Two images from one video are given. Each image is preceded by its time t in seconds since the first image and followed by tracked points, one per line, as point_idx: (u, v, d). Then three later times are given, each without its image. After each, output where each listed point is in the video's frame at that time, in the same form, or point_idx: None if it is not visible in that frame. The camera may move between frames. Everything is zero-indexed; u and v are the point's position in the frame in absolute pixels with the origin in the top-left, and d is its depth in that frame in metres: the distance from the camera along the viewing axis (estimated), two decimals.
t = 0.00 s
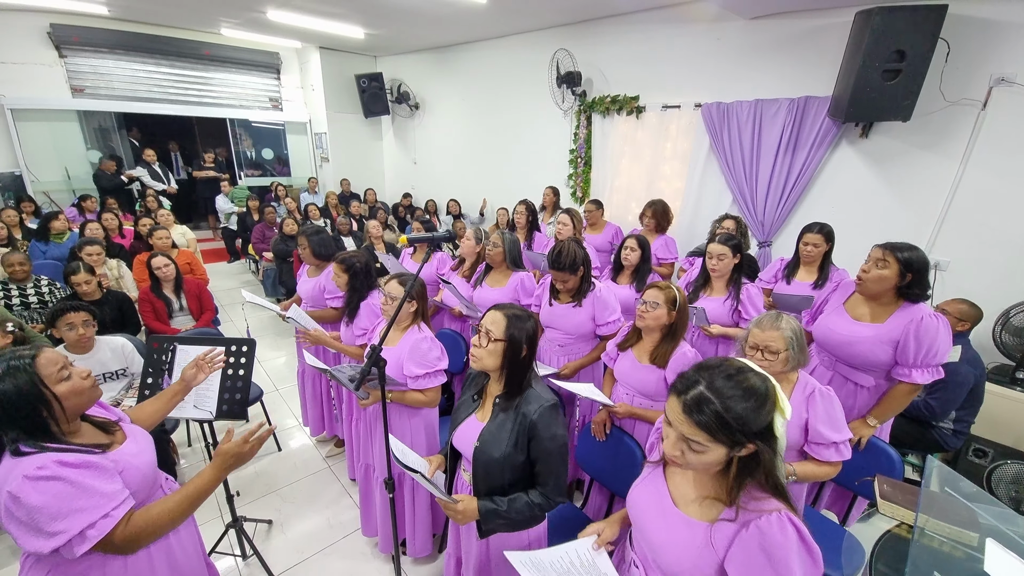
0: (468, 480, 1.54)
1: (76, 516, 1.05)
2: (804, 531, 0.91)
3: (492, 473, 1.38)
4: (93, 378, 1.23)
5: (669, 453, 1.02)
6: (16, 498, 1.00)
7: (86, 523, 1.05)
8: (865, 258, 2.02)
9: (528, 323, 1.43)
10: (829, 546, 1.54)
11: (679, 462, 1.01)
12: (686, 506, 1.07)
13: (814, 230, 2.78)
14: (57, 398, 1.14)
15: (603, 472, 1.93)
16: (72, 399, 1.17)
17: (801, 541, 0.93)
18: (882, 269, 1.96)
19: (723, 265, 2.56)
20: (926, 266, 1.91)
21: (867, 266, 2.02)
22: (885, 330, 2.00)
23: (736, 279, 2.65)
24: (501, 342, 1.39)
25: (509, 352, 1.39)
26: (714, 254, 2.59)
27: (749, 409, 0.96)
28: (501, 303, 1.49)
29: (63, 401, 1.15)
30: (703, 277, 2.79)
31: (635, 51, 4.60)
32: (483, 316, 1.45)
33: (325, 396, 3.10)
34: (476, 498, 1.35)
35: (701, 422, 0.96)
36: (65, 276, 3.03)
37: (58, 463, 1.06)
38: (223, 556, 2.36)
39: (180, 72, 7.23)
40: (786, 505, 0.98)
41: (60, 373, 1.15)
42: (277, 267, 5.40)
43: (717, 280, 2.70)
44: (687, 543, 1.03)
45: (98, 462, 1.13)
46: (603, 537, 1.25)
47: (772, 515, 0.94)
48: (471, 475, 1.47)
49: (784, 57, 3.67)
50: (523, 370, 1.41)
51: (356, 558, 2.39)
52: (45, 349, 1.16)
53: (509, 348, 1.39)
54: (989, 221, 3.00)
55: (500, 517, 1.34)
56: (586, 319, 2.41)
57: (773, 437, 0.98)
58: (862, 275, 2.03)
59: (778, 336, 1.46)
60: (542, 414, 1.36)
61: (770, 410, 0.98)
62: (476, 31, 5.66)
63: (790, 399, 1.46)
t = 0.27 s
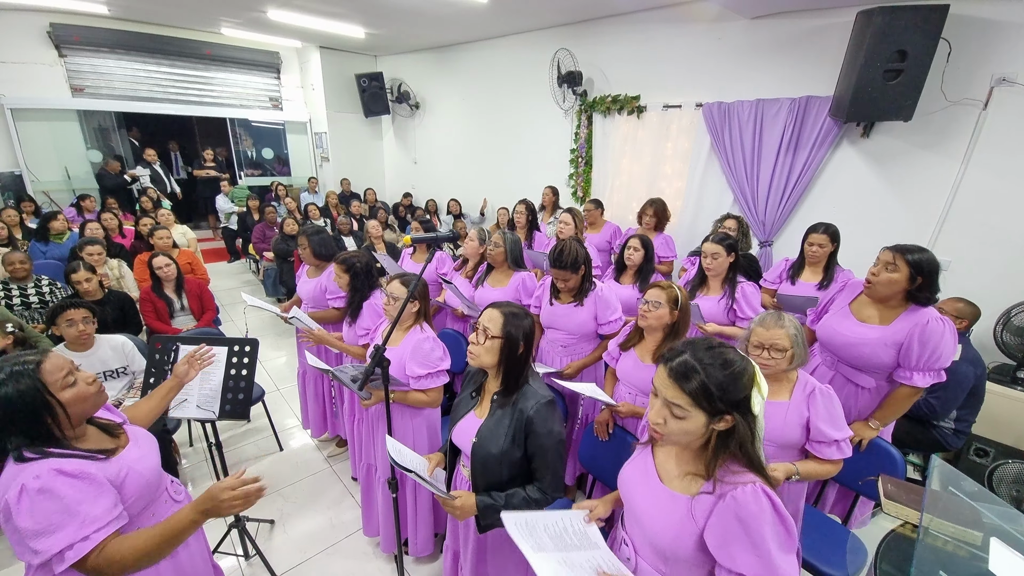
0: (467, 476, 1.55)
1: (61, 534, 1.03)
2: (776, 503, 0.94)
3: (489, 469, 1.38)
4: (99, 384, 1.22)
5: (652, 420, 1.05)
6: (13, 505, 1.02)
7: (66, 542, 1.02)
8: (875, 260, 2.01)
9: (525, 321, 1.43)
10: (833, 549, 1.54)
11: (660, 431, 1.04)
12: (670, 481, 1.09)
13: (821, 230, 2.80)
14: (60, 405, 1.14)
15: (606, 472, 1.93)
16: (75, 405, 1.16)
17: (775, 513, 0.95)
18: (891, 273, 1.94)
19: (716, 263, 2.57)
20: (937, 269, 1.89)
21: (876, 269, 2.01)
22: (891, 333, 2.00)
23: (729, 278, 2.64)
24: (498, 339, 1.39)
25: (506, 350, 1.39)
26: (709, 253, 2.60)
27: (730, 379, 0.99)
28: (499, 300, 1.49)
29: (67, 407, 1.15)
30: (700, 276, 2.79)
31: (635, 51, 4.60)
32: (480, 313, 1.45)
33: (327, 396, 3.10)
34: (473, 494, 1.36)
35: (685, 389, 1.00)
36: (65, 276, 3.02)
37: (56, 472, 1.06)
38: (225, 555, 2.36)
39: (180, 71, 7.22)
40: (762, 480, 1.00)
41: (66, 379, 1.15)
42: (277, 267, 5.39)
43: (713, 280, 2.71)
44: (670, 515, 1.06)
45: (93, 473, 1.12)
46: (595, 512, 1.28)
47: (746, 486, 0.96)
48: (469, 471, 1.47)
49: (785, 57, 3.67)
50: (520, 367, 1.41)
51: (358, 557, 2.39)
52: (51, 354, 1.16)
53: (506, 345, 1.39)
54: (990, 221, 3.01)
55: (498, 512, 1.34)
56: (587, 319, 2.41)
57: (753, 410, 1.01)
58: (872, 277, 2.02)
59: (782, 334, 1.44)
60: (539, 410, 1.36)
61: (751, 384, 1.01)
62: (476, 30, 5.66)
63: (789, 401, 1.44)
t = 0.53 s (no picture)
0: (468, 476, 1.54)
1: (71, 537, 1.02)
2: (765, 488, 0.94)
3: (491, 469, 1.38)
4: (104, 393, 1.22)
5: (643, 408, 1.06)
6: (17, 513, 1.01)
7: (78, 544, 1.02)
8: (875, 262, 2.00)
9: (526, 320, 1.42)
10: (832, 545, 1.56)
11: (650, 418, 1.05)
12: (662, 468, 1.10)
13: (824, 231, 2.81)
14: (63, 414, 1.13)
15: (611, 474, 1.93)
16: (79, 414, 1.16)
17: (762, 498, 0.95)
18: (892, 274, 1.94)
19: (718, 262, 2.57)
20: (937, 270, 1.90)
21: (877, 269, 2.00)
22: (891, 334, 2.00)
23: (730, 278, 2.64)
24: (499, 339, 1.39)
25: (507, 350, 1.39)
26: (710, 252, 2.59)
27: (716, 366, 1.01)
28: (499, 300, 1.48)
29: (71, 416, 1.15)
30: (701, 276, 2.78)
31: (636, 51, 4.60)
32: (480, 314, 1.44)
33: (328, 397, 3.09)
34: (476, 492, 1.37)
35: (672, 376, 1.02)
36: (65, 276, 3.01)
37: (58, 479, 1.05)
38: (227, 557, 2.36)
39: (180, 71, 7.21)
40: (751, 465, 1.00)
41: (71, 389, 1.15)
42: (277, 268, 5.39)
43: (714, 279, 2.71)
44: (662, 500, 1.06)
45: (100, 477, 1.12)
46: (588, 494, 1.29)
47: (736, 471, 0.97)
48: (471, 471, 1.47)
49: (786, 57, 3.68)
50: (521, 367, 1.41)
51: (360, 558, 2.39)
52: (58, 361, 1.15)
53: (506, 345, 1.39)
54: (991, 221, 3.01)
55: (500, 511, 1.34)
56: (586, 320, 2.41)
57: (739, 395, 1.02)
58: (872, 278, 2.01)
59: (797, 334, 1.41)
60: (540, 409, 1.36)
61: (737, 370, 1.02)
62: (477, 31, 5.66)
63: (794, 400, 1.43)
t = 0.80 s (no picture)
0: (478, 482, 1.54)
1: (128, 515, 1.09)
2: (763, 478, 0.94)
3: (501, 473, 1.39)
4: (112, 395, 1.22)
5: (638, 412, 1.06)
6: (40, 515, 1.00)
7: (130, 525, 1.08)
8: (864, 261, 2.03)
9: (535, 323, 1.43)
10: (837, 548, 1.58)
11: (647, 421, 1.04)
12: (661, 464, 1.10)
13: (825, 230, 2.79)
14: (75, 416, 1.13)
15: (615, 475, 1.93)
16: (89, 416, 1.16)
17: (761, 488, 0.96)
18: (882, 272, 1.97)
19: (728, 265, 2.56)
20: (926, 267, 1.94)
21: (867, 269, 2.02)
22: (886, 332, 2.01)
23: (739, 280, 2.64)
24: (509, 343, 1.39)
25: (517, 353, 1.39)
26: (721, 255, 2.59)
27: (704, 361, 1.01)
28: (507, 304, 1.49)
29: (81, 418, 1.15)
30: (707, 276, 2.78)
31: (638, 51, 4.59)
32: (489, 318, 1.44)
33: (328, 398, 3.06)
34: (487, 496, 1.37)
35: (662, 377, 1.01)
36: (67, 276, 3.01)
37: (83, 477, 1.06)
38: (230, 557, 2.35)
39: (181, 71, 7.21)
40: (748, 457, 1.01)
41: (81, 391, 1.14)
42: (279, 267, 5.38)
43: (721, 281, 2.70)
44: (662, 496, 1.06)
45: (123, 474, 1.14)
46: (590, 497, 1.28)
47: (734, 463, 0.97)
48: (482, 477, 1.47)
49: (789, 58, 3.67)
50: (531, 371, 1.41)
51: (363, 559, 2.38)
52: (68, 363, 1.15)
53: (516, 349, 1.39)
54: (994, 222, 3.01)
55: (511, 516, 1.36)
56: (584, 321, 2.40)
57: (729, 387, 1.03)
58: (863, 278, 2.03)
59: (807, 337, 1.39)
60: (552, 413, 1.37)
61: (726, 363, 1.03)
62: (478, 31, 5.66)
63: (802, 404, 1.43)
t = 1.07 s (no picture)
0: (489, 494, 1.53)
1: (148, 500, 1.13)
2: (765, 475, 0.94)
3: (517, 484, 1.38)
4: (108, 396, 1.23)
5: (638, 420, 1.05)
6: (59, 509, 1.01)
7: (154, 507, 1.14)
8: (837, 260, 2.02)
9: (547, 330, 1.42)
10: (842, 549, 1.58)
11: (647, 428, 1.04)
12: (662, 466, 1.09)
13: (823, 230, 2.78)
14: (77, 415, 1.13)
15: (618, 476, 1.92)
16: (90, 416, 1.16)
17: (764, 486, 0.95)
18: (856, 270, 1.97)
19: (736, 270, 2.55)
20: (896, 258, 1.95)
21: (841, 268, 2.02)
22: (869, 327, 2.02)
23: (745, 283, 2.65)
24: (523, 351, 1.37)
25: (532, 361, 1.38)
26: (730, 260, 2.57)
27: (699, 365, 1.00)
28: (517, 311, 1.47)
29: (83, 418, 1.15)
30: (714, 279, 2.77)
31: (639, 51, 4.58)
32: (499, 326, 1.42)
33: (327, 401, 3.04)
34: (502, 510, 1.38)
35: (659, 383, 1.00)
36: (65, 277, 2.99)
37: (99, 468, 1.09)
38: (230, 559, 2.34)
39: (179, 71, 7.19)
40: (750, 456, 1.01)
41: (82, 392, 1.15)
42: (278, 268, 5.37)
43: (727, 285, 2.69)
44: (666, 498, 1.05)
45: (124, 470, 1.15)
46: (592, 505, 1.27)
47: (735, 463, 0.97)
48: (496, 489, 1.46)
49: (789, 58, 3.68)
50: (544, 378, 1.41)
51: (364, 561, 2.37)
52: (67, 364, 1.15)
53: (530, 357, 1.38)
54: (994, 222, 3.01)
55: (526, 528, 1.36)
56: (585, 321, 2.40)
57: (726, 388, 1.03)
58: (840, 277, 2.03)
59: (815, 341, 1.39)
60: (567, 421, 1.36)
61: (721, 363, 1.03)
62: (478, 31, 5.65)
63: (812, 410, 1.42)
